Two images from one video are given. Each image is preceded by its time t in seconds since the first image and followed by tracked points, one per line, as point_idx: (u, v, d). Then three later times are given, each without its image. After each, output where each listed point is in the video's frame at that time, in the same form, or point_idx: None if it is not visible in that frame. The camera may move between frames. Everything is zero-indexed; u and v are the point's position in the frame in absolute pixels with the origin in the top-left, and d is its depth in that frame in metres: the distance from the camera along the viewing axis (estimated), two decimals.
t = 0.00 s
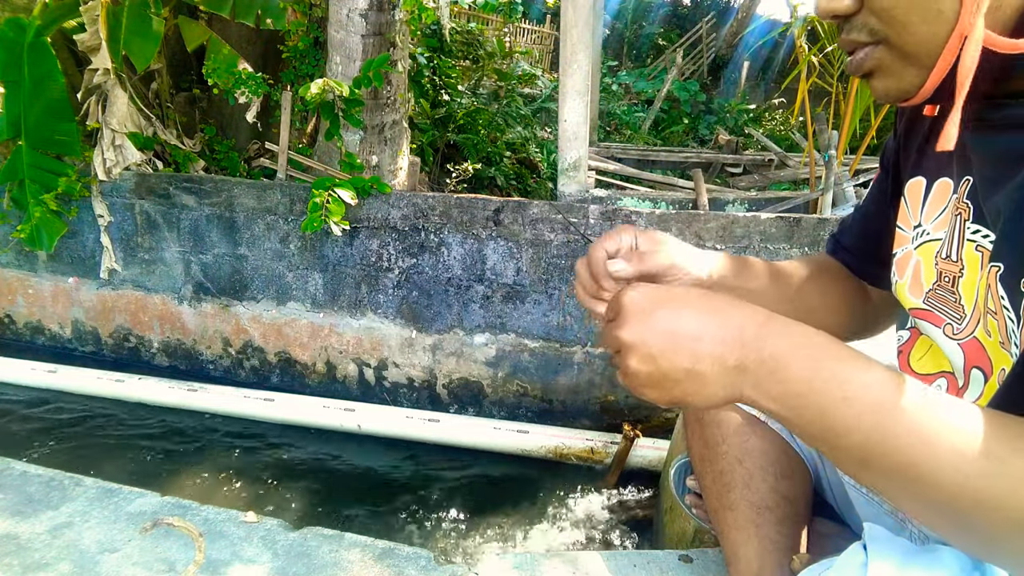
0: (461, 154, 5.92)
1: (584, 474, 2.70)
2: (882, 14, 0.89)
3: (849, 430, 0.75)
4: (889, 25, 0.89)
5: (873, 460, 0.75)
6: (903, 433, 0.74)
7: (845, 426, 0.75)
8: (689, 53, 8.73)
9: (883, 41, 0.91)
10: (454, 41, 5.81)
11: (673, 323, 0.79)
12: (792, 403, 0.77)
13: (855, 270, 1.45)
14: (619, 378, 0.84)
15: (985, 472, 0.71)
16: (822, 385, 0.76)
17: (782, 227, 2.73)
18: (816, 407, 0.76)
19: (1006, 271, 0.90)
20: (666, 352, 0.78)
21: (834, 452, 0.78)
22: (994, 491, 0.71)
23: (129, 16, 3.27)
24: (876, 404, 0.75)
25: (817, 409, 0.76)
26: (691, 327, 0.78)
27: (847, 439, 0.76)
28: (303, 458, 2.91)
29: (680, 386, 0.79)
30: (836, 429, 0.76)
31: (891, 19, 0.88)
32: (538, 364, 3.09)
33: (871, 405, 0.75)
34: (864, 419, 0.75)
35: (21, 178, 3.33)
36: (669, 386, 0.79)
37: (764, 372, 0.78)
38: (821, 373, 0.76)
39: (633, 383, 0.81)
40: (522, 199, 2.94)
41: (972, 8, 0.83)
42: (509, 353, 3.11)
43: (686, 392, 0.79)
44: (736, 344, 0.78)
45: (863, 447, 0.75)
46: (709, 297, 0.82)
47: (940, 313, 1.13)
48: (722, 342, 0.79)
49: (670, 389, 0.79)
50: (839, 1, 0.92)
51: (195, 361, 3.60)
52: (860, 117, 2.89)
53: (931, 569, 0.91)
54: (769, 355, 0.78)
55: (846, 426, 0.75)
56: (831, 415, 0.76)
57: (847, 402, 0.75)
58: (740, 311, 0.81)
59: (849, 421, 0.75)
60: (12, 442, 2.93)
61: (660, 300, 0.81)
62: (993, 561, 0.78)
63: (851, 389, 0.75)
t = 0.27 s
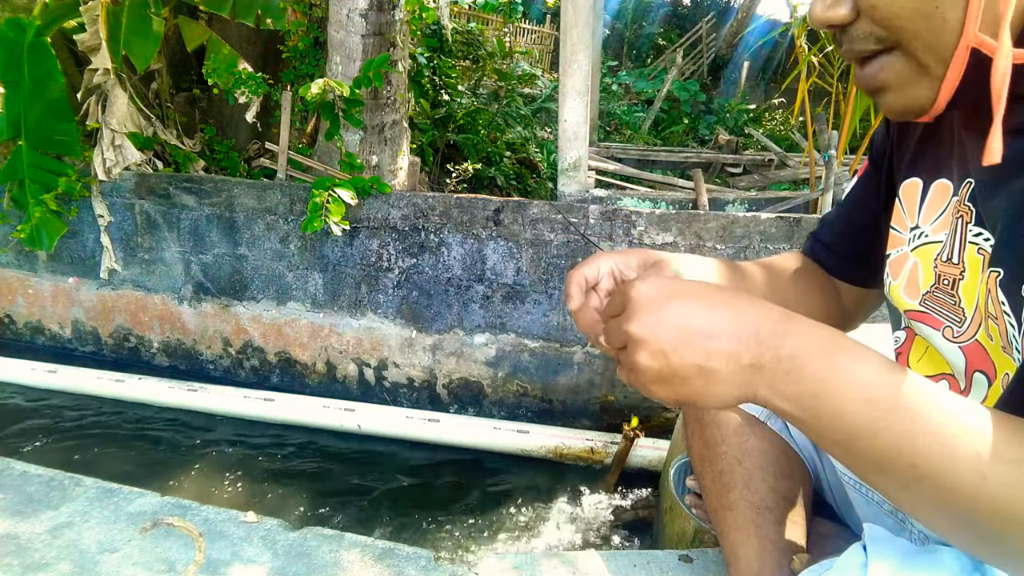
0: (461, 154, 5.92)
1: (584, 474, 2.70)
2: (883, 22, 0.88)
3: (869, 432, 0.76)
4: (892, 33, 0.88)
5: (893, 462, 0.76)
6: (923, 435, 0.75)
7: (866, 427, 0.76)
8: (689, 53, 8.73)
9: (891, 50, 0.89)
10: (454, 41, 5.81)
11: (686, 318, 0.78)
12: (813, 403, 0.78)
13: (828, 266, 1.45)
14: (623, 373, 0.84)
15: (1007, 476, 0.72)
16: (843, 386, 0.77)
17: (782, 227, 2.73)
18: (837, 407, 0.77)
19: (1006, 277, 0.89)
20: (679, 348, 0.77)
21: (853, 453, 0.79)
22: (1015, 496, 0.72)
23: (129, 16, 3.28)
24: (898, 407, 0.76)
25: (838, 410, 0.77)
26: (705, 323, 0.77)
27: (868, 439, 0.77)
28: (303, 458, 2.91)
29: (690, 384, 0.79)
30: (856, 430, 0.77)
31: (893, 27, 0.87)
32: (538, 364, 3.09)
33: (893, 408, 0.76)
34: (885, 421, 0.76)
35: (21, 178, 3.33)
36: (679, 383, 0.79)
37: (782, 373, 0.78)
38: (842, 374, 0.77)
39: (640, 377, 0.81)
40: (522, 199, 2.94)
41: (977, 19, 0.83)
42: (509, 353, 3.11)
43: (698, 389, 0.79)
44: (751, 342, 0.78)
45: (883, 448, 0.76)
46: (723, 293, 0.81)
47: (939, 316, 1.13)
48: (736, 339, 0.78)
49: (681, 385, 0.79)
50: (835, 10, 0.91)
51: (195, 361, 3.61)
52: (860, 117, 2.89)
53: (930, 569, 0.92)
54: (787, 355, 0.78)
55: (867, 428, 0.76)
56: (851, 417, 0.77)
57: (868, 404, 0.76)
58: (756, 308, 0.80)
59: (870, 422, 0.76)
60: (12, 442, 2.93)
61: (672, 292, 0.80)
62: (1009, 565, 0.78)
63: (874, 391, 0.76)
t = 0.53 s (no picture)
0: (461, 154, 5.91)
1: (584, 474, 2.70)
2: (880, 34, 0.88)
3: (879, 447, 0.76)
4: (887, 46, 0.88)
5: (903, 477, 0.76)
6: (935, 453, 0.74)
7: (875, 442, 0.76)
8: (689, 53, 8.74)
9: (884, 62, 0.90)
10: (454, 41, 5.82)
11: (688, 327, 0.78)
12: (822, 418, 0.78)
13: (827, 265, 1.46)
14: (624, 380, 0.84)
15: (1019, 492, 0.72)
16: (855, 401, 0.77)
17: (782, 227, 2.73)
18: (846, 422, 0.77)
19: (1005, 284, 0.89)
20: (681, 358, 0.77)
21: (863, 467, 0.79)
22: None
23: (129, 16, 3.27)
24: (908, 421, 0.76)
25: (848, 425, 0.77)
26: (707, 333, 0.78)
27: (877, 454, 0.77)
28: (303, 458, 2.91)
29: (693, 396, 0.79)
30: (866, 445, 0.77)
31: (890, 40, 0.88)
32: (538, 364, 3.09)
33: (902, 423, 0.76)
34: (894, 436, 0.76)
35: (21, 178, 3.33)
36: (681, 393, 0.79)
37: (789, 385, 0.78)
38: (854, 390, 0.77)
39: (641, 386, 0.81)
40: (522, 199, 2.94)
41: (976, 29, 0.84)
42: (509, 353, 3.11)
43: (701, 400, 0.79)
44: (755, 354, 0.78)
45: (892, 463, 0.76)
46: (727, 301, 0.81)
47: (938, 319, 1.14)
48: (742, 349, 0.78)
49: (683, 396, 0.79)
50: (833, 22, 0.90)
51: (195, 361, 3.61)
52: (860, 117, 2.89)
53: (930, 569, 0.92)
54: (794, 367, 0.78)
55: (877, 443, 0.76)
56: (861, 431, 0.77)
57: (879, 418, 0.76)
58: (760, 317, 0.80)
59: (879, 437, 0.76)
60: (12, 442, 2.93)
61: (673, 301, 0.80)
62: None
63: (884, 406, 0.76)
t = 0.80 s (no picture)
0: (461, 154, 5.92)
1: (584, 474, 2.70)
2: (882, 41, 0.88)
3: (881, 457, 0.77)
4: (888, 52, 0.88)
5: (906, 488, 0.77)
6: (939, 463, 0.75)
7: (878, 451, 0.76)
8: (689, 53, 8.74)
9: (885, 68, 0.90)
10: (454, 41, 5.82)
11: (692, 333, 0.78)
12: (824, 427, 0.78)
13: (827, 263, 1.46)
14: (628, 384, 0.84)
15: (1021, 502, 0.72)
16: (859, 412, 0.77)
17: (781, 227, 2.73)
18: (848, 431, 0.77)
19: (1005, 289, 0.89)
20: (683, 366, 0.78)
21: (865, 477, 0.79)
22: None
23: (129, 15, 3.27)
24: (910, 432, 0.76)
25: (851, 434, 0.77)
26: (712, 341, 0.78)
27: (880, 464, 0.77)
28: (303, 458, 2.91)
29: (693, 402, 0.79)
30: (868, 455, 0.77)
31: (891, 47, 0.87)
32: (538, 364, 3.09)
33: (905, 433, 0.76)
34: (896, 446, 0.76)
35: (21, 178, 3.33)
36: (682, 399, 0.79)
37: (792, 394, 0.78)
38: (857, 399, 0.77)
39: (644, 391, 0.81)
40: (522, 199, 2.94)
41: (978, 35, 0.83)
42: (509, 353, 3.12)
43: (702, 407, 0.79)
44: (758, 362, 0.78)
45: (894, 473, 0.77)
46: (732, 307, 0.81)
47: (937, 320, 1.14)
48: (746, 358, 0.78)
49: (684, 402, 0.79)
50: (834, 29, 0.90)
51: (195, 361, 3.61)
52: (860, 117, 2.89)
53: (931, 568, 0.92)
54: (797, 376, 0.78)
55: (880, 452, 0.77)
56: (863, 441, 0.77)
57: (881, 428, 0.76)
58: (765, 325, 0.80)
59: (881, 447, 0.76)
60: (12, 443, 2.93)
61: (678, 307, 0.80)
62: None
63: (887, 415, 0.76)
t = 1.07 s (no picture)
0: (461, 154, 5.92)
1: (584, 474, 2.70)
2: (882, 44, 0.88)
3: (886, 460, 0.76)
4: (888, 55, 0.88)
5: (909, 491, 0.77)
6: (942, 466, 0.75)
7: (884, 455, 0.76)
8: (689, 53, 8.74)
9: (884, 71, 0.90)
10: (454, 41, 5.82)
11: (708, 332, 0.77)
12: (830, 429, 0.77)
13: (829, 264, 1.46)
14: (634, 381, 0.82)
15: None
16: (864, 413, 0.77)
17: (781, 227, 2.73)
18: (853, 433, 0.77)
19: (1006, 291, 0.89)
20: (697, 360, 0.76)
21: (868, 480, 0.79)
22: None
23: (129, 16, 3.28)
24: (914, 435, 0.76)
25: (856, 437, 0.77)
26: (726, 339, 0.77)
27: (884, 467, 0.77)
28: (303, 458, 2.91)
29: (702, 398, 0.78)
30: (873, 457, 0.77)
31: (891, 50, 0.87)
32: (538, 364, 3.09)
33: (910, 436, 0.76)
34: (901, 450, 0.76)
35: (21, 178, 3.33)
36: (691, 394, 0.78)
37: (799, 395, 0.78)
38: (862, 402, 0.77)
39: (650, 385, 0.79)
40: (522, 199, 2.94)
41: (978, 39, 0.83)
42: (509, 353, 3.12)
43: (710, 404, 0.78)
44: (768, 362, 0.78)
45: (899, 476, 0.77)
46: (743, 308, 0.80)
47: (937, 321, 1.13)
48: (757, 358, 0.78)
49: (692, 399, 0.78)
50: (834, 31, 0.91)
51: (195, 361, 3.61)
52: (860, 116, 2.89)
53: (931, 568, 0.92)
54: (805, 376, 0.78)
55: (885, 455, 0.76)
56: (868, 444, 0.77)
57: (887, 431, 0.76)
58: (774, 327, 0.80)
59: (886, 450, 0.76)
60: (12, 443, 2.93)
61: (693, 302, 0.79)
62: None
63: (892, 419, 0.77)
